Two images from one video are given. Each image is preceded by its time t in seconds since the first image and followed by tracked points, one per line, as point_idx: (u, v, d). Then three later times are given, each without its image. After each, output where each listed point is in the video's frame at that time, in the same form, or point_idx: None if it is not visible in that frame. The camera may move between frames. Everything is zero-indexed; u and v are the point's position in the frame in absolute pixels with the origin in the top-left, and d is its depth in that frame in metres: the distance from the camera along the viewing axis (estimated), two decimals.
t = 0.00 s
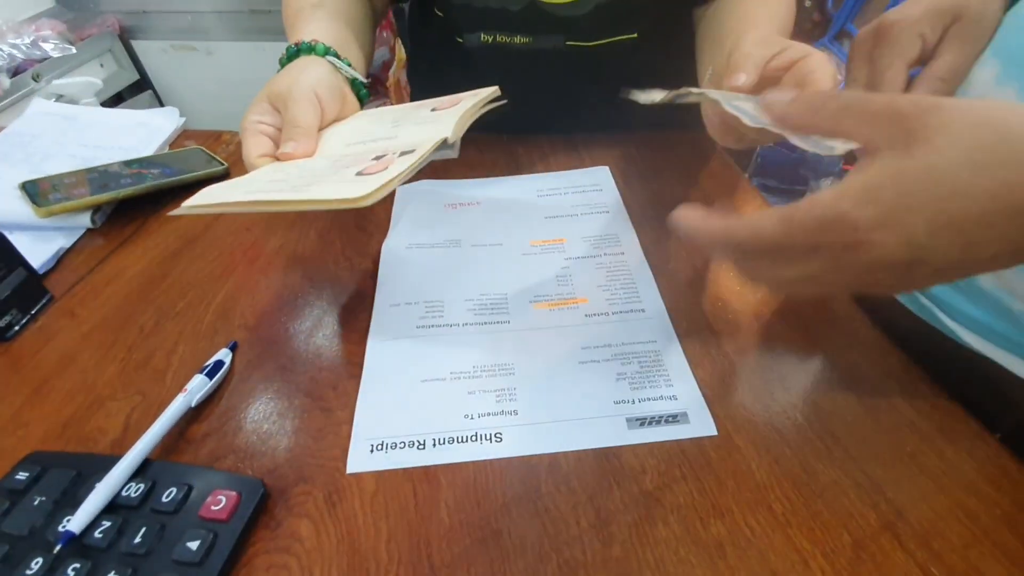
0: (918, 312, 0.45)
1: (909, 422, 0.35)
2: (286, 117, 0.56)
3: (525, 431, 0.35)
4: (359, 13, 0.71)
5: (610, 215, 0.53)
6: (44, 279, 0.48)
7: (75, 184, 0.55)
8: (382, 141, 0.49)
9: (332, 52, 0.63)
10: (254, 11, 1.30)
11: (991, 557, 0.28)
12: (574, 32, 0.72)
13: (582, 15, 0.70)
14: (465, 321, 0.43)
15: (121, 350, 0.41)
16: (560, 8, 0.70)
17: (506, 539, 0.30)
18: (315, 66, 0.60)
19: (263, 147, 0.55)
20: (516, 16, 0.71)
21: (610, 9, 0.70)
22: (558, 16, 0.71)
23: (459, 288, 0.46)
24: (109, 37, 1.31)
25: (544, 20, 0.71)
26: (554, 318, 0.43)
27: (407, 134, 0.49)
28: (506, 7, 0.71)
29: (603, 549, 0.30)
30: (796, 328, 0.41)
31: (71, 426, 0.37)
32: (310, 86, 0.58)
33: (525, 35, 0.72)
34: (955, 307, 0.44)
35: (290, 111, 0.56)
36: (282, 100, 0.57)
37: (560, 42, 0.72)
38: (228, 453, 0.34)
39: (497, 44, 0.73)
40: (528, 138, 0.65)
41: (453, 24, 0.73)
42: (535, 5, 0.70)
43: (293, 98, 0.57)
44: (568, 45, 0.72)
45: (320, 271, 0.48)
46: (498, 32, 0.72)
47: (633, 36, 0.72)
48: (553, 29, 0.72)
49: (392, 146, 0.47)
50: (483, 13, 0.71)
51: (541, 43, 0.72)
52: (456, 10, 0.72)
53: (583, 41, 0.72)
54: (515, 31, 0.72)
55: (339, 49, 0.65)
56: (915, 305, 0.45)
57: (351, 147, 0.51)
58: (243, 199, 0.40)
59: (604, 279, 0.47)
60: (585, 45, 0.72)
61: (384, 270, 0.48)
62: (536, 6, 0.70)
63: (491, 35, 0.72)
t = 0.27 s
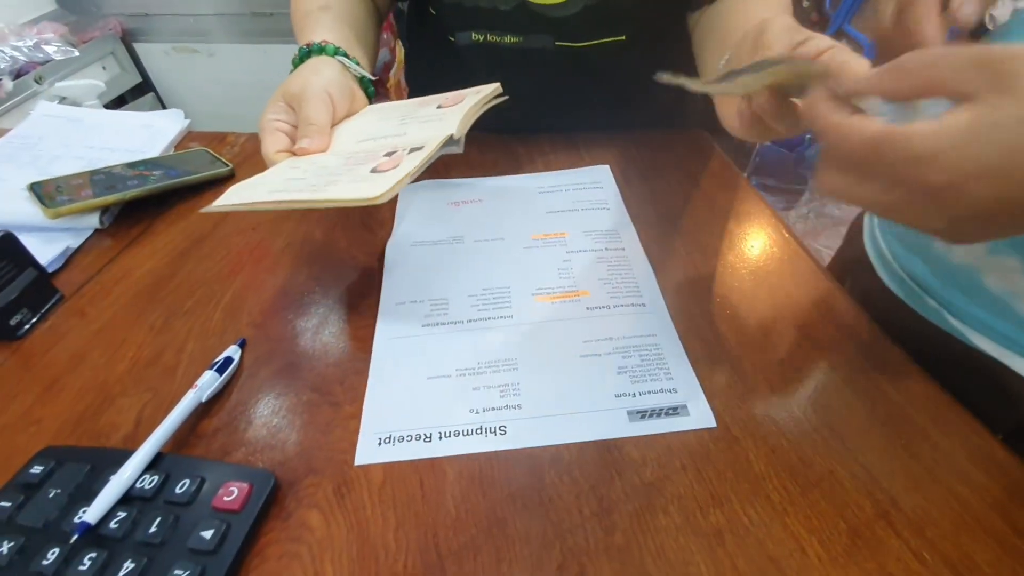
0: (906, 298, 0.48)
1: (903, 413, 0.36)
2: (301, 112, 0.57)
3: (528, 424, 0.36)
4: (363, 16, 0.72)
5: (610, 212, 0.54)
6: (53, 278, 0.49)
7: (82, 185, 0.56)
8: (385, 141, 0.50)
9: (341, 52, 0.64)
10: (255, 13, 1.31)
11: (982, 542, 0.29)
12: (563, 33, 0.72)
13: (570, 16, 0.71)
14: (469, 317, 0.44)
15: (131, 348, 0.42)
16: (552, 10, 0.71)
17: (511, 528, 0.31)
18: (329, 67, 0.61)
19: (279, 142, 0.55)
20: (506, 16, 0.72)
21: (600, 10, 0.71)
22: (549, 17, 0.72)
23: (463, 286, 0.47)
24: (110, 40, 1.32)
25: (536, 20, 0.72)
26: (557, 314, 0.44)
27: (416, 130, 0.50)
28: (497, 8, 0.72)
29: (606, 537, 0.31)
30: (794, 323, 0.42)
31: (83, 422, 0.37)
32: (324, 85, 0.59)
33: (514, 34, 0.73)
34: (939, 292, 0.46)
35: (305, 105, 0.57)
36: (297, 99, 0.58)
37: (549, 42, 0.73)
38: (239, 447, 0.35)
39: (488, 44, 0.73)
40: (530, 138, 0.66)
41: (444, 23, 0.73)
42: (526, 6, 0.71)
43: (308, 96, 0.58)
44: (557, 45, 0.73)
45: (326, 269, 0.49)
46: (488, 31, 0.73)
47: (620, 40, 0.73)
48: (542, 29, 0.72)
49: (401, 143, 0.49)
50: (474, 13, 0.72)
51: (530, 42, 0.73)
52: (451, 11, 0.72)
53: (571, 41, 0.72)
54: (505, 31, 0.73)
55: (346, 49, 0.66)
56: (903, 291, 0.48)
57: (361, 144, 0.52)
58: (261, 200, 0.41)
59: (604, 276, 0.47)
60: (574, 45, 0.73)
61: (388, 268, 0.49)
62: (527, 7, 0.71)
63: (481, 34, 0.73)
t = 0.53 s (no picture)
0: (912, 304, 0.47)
1: (898, 410, 0.36)
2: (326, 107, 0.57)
3: (529, 421, 0.37)
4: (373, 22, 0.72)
5: (610, 213, 0.55)
6: (57, 279, 0.49)
7: (86, 187, 0.56)
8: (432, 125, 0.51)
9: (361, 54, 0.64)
10: (257, 17, 1.31)
11: (974, 536, 0.30)
12: (564, 38, 0.72)
13: (573, 20, 0.70)
14: (470, 317, 0.44)
15: (135, 348, 0.43)
16: (554, 14, 0.69)
17: (512, 524, 0.31)
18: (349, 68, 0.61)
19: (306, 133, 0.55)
20: (509, 19, 0.71)
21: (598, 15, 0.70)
22: (550, 21, 0.70)
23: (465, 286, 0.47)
24: (112, 43, 1.33)
25: (540, 26, 0.71)
26: (557, 313, 0.44)
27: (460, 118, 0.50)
28: (500, 11, 0.70)
29: (605, 532, 0.31)
30: (791, 322, 0.42)
31: (88, 421, 0.38)
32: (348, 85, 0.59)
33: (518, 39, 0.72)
34: (947, 300, 0.44)
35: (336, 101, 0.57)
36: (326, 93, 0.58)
37: (551, 47, 0.73)
38: (242, 445, 0.36)
39: (491, 47, 0.73)
40: (529, 139, 0.66)
41: (446, 26, 0.74)
42: (530, 10, 0.69)
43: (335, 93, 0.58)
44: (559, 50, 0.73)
45: (328, 269, 0.49)
46: (492, 35, 0.72)
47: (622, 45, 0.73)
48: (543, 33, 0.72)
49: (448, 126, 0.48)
50: (476, 19, 0.71)
51: (533, 46, 0.73)
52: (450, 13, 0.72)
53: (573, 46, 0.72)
54: (510, 34, 0.72)
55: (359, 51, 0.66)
56: (912, 298, 0.47)
57: (402, 126, 0.52)
58: (328, 155, 0.43)
59: (604, 276, 0.48)
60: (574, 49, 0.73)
61: (390, 269, 0.49)
62: (529, 12, 0.69)
63: (485, 38, 0.73)
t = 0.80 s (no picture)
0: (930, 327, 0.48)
1: (892, 411, 0.37)
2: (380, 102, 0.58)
3: (527, 423, 0.37)
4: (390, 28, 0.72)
5: (609, 218, 0.56)
6: (65, 285, 0.50)
7: (93, 194, 0.57)
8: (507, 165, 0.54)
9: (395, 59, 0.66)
10: (259, 24, 1.32)
11: (964, 533, 0.31)
12: (559, 47, 0.73)
13: (564, 33, 0.71)
14: (470, 321, 0.45)
15: (142, 353, 0.43)
16: (547, 26, 0.71)
17: (511, 523, 0.32)
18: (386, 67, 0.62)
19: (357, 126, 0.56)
20: (504, 31, 0.73)
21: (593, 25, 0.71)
22: (544, 33, 0.71)
23: (464, 291, 0.48)
24: (116, 51, 1.35)
25: (534, 36, 0.72)
26: (556, 317, 0.45)
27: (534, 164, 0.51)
28: (495, 23, 0.72)
29: (602, 531, 0.32)
30: (788, 325, 0.43)
31: (96, 425, 0.38)
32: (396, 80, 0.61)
33: (512, 48, 0.74)
34: (966, 324, 0.46)
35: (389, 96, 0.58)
36: (378, 86, 0.59)
37: (546, 56, 0.73)
38: (247, 448, 0.36)
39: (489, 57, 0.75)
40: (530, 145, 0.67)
41: (444, 37, 0.76)
42: (524, 23, 0.71)
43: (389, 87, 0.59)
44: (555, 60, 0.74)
45: (331, 275, 0.50)
46: (488, 45, 0.74)
47: (614, 57, 0.73)
48: (539, 44, 0.73)
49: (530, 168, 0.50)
50: (473, 29, 0.74)
51: (528, 57, 0.74)
52: (449, 25, 0.75)
53: (566, 56, 0.73)
54: (505, 45, 0.74)
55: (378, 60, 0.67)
56: (929, 322, 0.48)
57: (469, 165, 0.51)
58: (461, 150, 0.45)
59: (603, 280, 0.49)
60: (568, 59, 0.73)
61: (392, 274, 0.50)
62: (524, 24, 0.71)
63: (483, 48, 0.75)
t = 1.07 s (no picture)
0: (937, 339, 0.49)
1: (888, 413, 0.37)
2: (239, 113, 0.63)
3: (528, 425, 0.38)
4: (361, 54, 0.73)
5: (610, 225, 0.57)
6: (78, 292, 0.51)
7: (105, 204, 0.58)
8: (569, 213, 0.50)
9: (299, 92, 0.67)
10: (266, 33, 1.34)
11: (960, 533, 0.31)
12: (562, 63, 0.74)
13: (567, 46, 0.71)
14: (473, 326, 0.46)
15: (154, 359, 0.44)
16: (548, 39, 0.71)
17: (514, 525, 0.33)
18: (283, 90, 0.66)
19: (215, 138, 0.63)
20: (508, 44, 0.73)
21: (595, 44, 0.71)
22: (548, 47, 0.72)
23: (468, 297, 0.49)
24: (126, 61, 1.38)
25: (539, 50, 0.73)
26: (558, 323, 0.46)
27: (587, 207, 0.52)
28: (501, 36, 0.72)
29: (604, 532, 0.32)
30: (785, 330, 0.44)
31: (110, 429, 0.39)
32: (268, 91, 0.66)
33: (516, 60, 0.75)
34: (969, 335, 0.46)
35: (249, 107, 0.64)
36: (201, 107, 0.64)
37: (548, 69, 0.75)
38: (257, 451, 0.37)
39: (493, 68, 0.76)
40: (532, 152, 0.68)
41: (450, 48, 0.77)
42: (528, 36, 0.71)
43: (216, 94, 0.64)
44: (557, 73, 0.75)
45: (337, 282, 0.51)
46: (493, 58, 0.75)
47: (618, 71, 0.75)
48: (541, 58, 0.74)
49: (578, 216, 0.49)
50: (477, 41, 0.74)
51: (530, 70, 0.75)
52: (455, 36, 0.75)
53: (568, 69, 0.74)
54: (508, 57, 0.75)
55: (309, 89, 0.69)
56: (934, 333, 0.49)
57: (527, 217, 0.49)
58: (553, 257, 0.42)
59: (604, 287, 0.50)
60: (571, 72, 0.75)
61: (397, 281, 0.51)
62: (528, 37, 0.71)
63: (487, 60, 0.76)
